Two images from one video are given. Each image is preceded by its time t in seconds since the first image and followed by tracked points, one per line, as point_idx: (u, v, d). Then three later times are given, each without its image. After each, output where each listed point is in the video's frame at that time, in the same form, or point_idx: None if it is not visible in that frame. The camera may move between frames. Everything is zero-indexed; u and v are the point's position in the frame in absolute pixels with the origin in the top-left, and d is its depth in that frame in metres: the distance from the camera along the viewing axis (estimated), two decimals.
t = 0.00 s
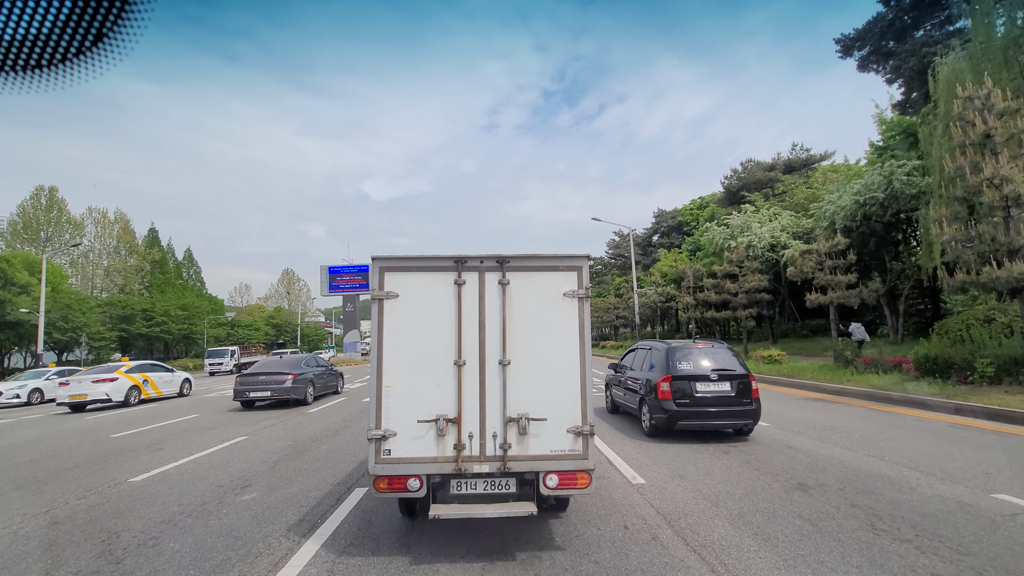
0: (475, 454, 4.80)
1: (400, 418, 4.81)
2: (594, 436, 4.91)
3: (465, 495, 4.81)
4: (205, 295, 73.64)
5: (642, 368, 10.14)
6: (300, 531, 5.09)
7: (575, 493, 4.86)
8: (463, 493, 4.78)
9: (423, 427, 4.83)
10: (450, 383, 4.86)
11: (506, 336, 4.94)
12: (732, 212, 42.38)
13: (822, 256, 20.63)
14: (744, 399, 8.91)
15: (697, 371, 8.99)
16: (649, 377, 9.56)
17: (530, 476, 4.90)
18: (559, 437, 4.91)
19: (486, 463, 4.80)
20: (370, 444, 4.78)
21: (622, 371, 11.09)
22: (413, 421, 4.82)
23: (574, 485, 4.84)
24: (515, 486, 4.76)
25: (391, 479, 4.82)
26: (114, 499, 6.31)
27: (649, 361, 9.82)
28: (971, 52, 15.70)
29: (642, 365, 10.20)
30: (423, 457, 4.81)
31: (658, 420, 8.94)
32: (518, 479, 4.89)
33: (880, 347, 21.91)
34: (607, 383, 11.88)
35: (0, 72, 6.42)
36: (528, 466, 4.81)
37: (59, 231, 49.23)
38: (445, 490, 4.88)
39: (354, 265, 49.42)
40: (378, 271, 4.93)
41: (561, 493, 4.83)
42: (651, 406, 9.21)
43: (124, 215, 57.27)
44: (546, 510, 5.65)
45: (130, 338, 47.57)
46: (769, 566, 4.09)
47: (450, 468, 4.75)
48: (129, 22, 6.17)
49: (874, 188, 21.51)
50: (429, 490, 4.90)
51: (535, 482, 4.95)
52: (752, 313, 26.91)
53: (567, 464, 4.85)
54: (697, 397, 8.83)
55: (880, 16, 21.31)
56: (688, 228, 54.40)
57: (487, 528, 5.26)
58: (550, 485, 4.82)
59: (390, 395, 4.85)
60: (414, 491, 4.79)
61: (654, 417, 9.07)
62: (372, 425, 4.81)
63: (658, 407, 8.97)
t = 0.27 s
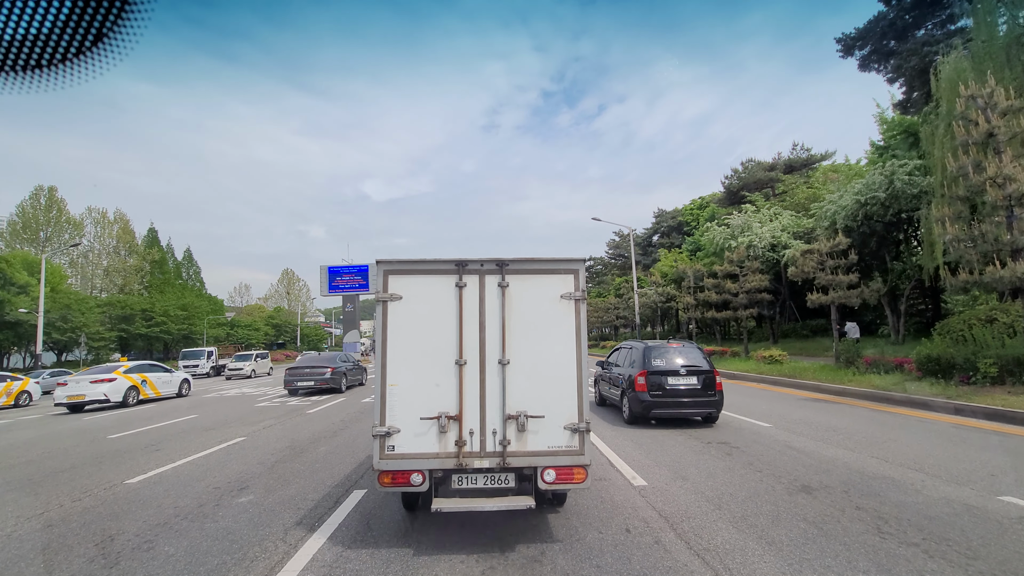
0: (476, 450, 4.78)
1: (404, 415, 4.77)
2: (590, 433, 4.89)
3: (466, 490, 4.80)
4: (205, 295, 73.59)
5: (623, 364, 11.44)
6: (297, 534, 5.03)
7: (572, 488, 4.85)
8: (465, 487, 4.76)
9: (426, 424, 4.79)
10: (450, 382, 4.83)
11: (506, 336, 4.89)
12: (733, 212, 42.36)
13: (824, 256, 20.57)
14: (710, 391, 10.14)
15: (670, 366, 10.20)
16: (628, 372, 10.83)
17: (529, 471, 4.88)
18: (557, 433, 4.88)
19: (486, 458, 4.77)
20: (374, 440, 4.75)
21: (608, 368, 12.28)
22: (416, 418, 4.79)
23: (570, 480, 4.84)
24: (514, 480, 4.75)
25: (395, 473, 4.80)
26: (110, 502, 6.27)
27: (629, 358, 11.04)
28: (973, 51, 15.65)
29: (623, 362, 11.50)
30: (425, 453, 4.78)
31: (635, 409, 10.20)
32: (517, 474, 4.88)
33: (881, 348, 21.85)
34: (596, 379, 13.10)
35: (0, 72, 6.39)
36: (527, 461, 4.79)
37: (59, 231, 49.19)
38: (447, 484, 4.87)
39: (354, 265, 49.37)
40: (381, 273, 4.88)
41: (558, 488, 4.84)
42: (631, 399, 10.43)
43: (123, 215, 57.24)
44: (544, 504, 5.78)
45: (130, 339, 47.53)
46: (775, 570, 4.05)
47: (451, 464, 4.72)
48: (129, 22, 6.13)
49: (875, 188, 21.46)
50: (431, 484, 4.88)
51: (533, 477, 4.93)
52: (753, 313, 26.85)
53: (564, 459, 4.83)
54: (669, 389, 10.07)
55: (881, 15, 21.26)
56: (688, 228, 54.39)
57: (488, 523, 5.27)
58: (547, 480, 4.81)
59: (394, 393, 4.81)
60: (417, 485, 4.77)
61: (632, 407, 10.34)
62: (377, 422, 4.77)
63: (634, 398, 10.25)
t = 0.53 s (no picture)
0: (477, 446, 4.74)
1: (407, 411, 4.72)
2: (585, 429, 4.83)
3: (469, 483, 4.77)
4: (204, 296, 73.52)
5: (608, 362, 12.84)
6: (293, 540, 4.95)
7: (569, 482, 4.79)
8: (466, 481, 4.73)
9: (428, 421, 4.74)
10: (451, 382, 4.77)
11: (506, 337, 4.84)
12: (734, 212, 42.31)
13: (825, 256, 20.52)
14: (683, 384, 11.55)
15: (648, 363, 11.57)
16: (613, 369, 12.21)
17: (527, 465, 4.83)
18: (554, 430, 4.84)
19: (486, 453, 4.73)
20: (379, 436, 4.71)
21: (598, 364, 13.68)
22: (419, 415, 4.73)
23: (566, 474, 4.76)
24: (513, 474, 4.71)
25: (399, 468, 4.76)
26: (104, 506, 6.20)
27: (614, 356, 12.41)
28: (975, 49, 15.57)
29: (608, 360, 12.90)
30: (427, 448, 4.73)
31: (617, 402, 11.57)
32: (515, 468, 4.84)
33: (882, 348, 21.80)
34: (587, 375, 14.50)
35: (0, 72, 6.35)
36: (525, 456, 4.74)
37: (58, 232, 49.13)
38: (449, 479, 4.86)
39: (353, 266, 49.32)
40: (386, 277, 4.82)
41: (554, 482, 4.75)
42: (614, 393, 11.79)
43: (122, 216, 57.18)
44: (541, 498, 6.06)
45: (129, 340, 47.47)
46: None
47: (453, 459, 4.68)
48: (129, 21, 6.08)
49: (876, 188, 21.40)
50: (434, 479, 4.86)
51: (531, 471, 4.90)
52: (754, 313, 26.79)
53: (560, 454, 4.77)
54: (647, 383, 11.46)
55: (881, 14, 21.20)
56: (688, 228, 54.39)
57: (484, 526, 5.20)
58: (544, 474, 4.75)
59: (398, 391, 4.77)
60: (421, 479, 4.72)
61: (615, 400, 11.72)
62: (381, 418, 4.74)
63: (617, 392, 11.65)
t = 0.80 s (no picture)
0: (477, 440, 5.07)
1: (413, 408, 5.01)
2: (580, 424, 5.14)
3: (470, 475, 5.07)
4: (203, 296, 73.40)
5: (596, 361, 14.42)
6: (286, 547, 4.84)
7: (564, 473, 5.12)
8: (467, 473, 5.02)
9: (433, 417, 5.05)
10: (453, 380, 5.07)
11: (505, 338, 5.12)
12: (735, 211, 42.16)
13: (828, 255, 20.42)
14: (662, 379, 13.17)
15: (631, 360, 13.18)
16: (600, 367, 13.79)
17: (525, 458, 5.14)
18: (550, 425, 5.14)
19: (486, 447, 5.04)
20: (386, 431, 5.03)
21: (587, 363, 15.18)
22: (423, 411, 5.04)
23: (562, 466, 5.10)
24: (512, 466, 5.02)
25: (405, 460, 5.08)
26: (95, 511, 6.10)
27: (602, 355, 14.02)
28: (981, 47, 15.46)
29: (595, 359, 14.50)
30: (431, 442, 5.05)
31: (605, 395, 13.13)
32: (514, 461, 5.15)
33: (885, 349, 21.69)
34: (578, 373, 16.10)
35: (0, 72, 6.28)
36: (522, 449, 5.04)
37: (57, 232, 49.01)
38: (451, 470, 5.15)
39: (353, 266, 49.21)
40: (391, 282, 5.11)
41: (551, 473, 5.12)
42: (602, 387, 13.34)
43: (122, 216, 57.06)
44: (539, 490, 6.34)
45: (128, 340, 47.35)
46: None
47: (455, 452, 4.98)
48: (130, 21, 6.01)
49: (879, 187, 21.31)
50: (438, 471, 5.17)
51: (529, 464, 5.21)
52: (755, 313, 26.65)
53: (556, 447, 5.09)
54: (631, 378, 13.06)
55: (884, 13, 21.09)
56: (689, 228, 54.26)
57: (484, 532, 5.10)
58: (541, 466, 5.07)
59: (404, 389, 5.05)
60: (425, 471, 5.03)
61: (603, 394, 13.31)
62: (388, 414, 5.04)
63: (604, 386, 13.25)
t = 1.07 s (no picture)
0: (478, 433, 5.76)
1: (419, 404, 5.73)
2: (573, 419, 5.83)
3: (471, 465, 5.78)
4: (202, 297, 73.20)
5: (586, 360, 15.95)
6: (275, 557, 4.71)
7: (559, 464, 5.80)
8: (468, 464, 5.73)
9: (437, 412, 5.77)
10: (456, 378, 5.76)
11: (504, 340, 5.82)
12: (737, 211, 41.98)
13: (832, 254, 20.28)
14: (645, 376, 14.68)
15: (617, 359, 14.73)
16: (590, 364, 15.31)
17: (522, 451, 5.82)
18: (545, 420, 5.82)
19: (486, 440, 5.74)
20: (394, 425, 5.72)
21: (579, 362, 16.69)
22: (429, 406, 5.76)
23: (557, 458, 5.77)
24: (510, 458, 5.71)
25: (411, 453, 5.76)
26: (81, 517, 5.97)
27: (591, 355, 15.54)
28: (987, 44, 15.34)
29: (586, 357, 16.02)
30: (436, 435, 5.76)
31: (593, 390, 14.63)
32: (512, 454, 5.82)
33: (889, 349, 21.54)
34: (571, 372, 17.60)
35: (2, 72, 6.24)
36: (520, 442, 5.74)
37: (55, 231, 48.85)
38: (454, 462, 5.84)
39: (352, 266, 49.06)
40: (400, 287, 5.80)
41: (546, 464, 5.78)
42: (591, 383, 14.83)
43: (120, 216, 56.91)
44: (535, 482, 6.85)
45: (126, 340, 47.17)
46: None
47: (457, 444, 5.69)
48: (130, 21, 5.96)
49: (882, 186, 21.19)
50: (441, 462, 5.87)
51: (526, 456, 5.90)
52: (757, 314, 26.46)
53: (551, 441, 5.78)
54: (616, 374, 14.61)
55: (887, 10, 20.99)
56: (690, 228, 54.11)
57: (484, 541, 4.98)
58: (538, 458, 5.75)
59: (411, 386, 5.76)
60: (429, 463, 5.75)
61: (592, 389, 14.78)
62: (397, 410, 5.74)
63: (593, 382, 14.80)
